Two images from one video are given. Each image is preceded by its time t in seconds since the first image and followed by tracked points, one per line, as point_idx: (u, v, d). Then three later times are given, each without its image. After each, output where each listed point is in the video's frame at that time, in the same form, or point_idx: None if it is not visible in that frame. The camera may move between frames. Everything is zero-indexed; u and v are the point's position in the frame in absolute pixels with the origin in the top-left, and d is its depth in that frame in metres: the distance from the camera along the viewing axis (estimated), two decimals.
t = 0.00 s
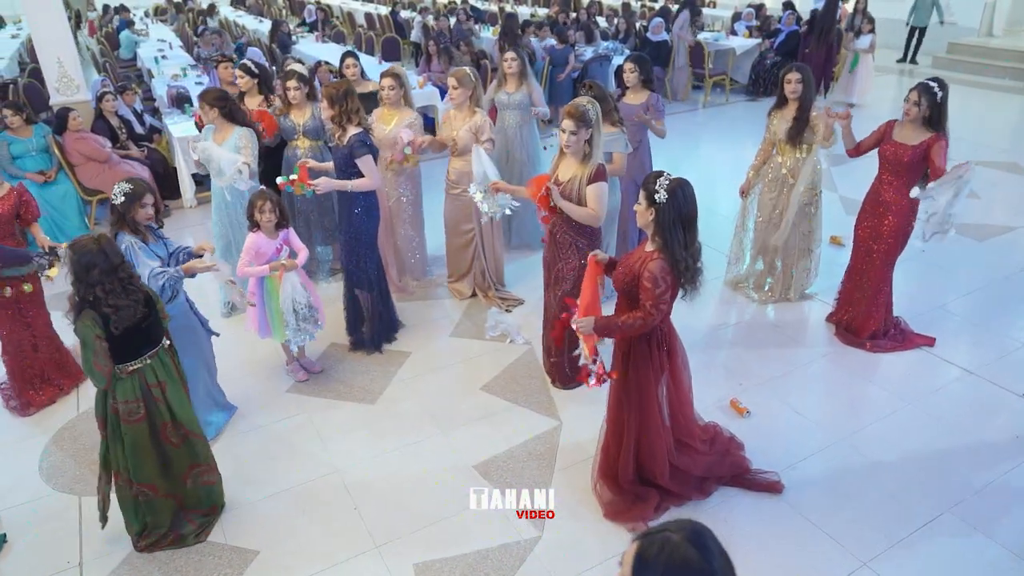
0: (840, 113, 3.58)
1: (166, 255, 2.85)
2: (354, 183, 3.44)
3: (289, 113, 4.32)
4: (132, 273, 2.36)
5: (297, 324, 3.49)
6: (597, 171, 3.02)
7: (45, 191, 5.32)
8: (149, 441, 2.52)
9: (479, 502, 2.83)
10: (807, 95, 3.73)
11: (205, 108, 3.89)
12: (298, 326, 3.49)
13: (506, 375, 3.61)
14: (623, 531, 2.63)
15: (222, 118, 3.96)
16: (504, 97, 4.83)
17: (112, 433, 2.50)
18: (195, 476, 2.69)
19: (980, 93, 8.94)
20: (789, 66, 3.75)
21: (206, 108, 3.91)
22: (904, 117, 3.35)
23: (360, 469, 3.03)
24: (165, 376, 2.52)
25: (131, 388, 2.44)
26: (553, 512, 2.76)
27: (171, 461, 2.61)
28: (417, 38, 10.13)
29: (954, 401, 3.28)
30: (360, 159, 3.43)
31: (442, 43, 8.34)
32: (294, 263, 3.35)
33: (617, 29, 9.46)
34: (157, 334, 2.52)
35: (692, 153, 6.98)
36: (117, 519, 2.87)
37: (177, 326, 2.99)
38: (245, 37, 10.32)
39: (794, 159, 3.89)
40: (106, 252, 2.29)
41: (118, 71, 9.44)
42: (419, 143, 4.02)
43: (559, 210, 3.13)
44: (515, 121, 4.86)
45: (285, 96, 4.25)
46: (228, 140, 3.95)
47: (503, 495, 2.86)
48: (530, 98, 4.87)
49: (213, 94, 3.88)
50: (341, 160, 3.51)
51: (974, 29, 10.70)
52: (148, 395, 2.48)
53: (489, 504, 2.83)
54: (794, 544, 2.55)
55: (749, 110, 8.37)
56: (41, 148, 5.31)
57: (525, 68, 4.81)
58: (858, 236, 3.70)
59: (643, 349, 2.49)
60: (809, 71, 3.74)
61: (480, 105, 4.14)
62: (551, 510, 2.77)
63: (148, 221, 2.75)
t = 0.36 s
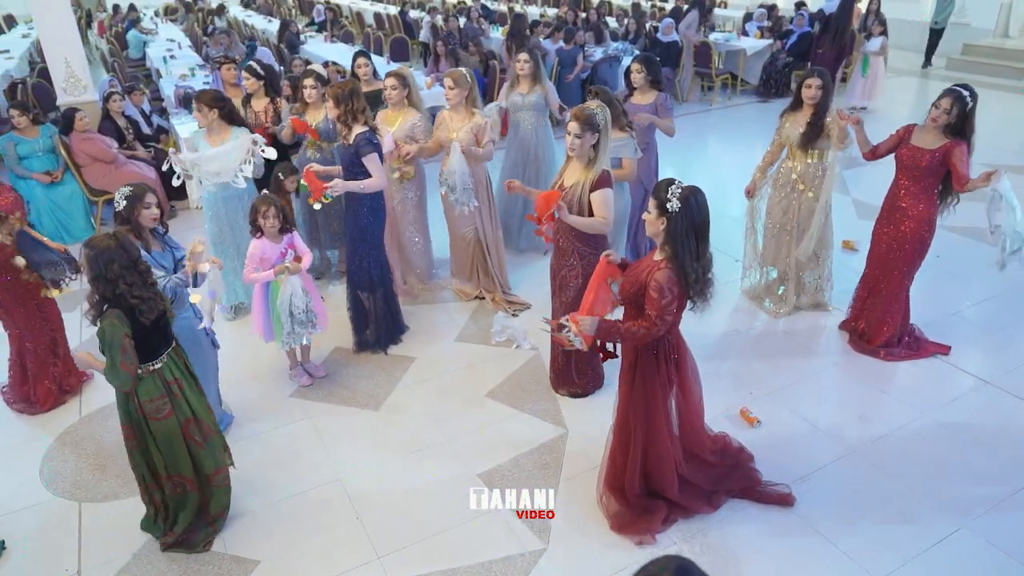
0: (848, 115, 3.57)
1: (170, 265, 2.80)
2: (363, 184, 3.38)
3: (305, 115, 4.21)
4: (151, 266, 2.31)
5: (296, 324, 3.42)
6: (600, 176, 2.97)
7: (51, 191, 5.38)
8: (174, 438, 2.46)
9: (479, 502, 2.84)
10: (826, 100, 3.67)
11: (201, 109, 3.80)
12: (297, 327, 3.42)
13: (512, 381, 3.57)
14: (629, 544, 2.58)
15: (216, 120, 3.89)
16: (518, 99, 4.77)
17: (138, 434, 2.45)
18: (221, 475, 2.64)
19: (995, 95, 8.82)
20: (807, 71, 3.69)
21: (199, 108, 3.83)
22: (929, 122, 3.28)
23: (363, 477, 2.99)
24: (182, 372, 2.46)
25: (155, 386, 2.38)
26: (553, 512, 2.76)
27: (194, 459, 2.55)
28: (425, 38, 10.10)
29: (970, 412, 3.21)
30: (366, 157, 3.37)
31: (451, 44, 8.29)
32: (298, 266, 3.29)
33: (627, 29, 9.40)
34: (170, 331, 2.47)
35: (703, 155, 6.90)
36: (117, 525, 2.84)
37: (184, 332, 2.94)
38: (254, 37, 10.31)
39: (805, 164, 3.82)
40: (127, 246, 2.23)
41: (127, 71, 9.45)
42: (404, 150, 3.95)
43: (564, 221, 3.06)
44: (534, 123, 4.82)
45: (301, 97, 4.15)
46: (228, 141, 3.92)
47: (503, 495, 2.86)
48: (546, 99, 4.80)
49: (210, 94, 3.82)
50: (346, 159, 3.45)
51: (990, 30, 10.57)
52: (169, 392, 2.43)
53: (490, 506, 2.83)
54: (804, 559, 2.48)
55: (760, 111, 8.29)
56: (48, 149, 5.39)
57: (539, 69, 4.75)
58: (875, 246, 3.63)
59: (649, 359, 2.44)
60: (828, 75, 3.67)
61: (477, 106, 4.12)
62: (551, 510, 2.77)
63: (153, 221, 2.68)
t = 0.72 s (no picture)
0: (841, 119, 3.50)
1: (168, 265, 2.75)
2: (368, 190, 3.33)
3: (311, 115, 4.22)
4: (138, 279, 2.24)
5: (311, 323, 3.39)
6: (612, 191, 2.87)
7: (58, 192, 5.37)
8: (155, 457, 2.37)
9: (479, 501, 2.84)
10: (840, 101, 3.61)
11: (201, 112, 3.76)
12: (313, 327, 3.38)
13: (519, 390, 3.49)
14: (638, 561, 2.50)
15: (212, 125, 3.84)
16: (532, 102, 4.71)
17: (116, 452, 2.35)
18: (215, 486, 2.59)
19: (1015, 97, 8.66)
20: (822, 70, 3.59)
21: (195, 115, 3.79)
22: (948, 118, 3.17)
23: (367, 488, 2.93)
24: (167, 390, 2.38)
25: (133, 402, 2.29)
26: (553, 512, 2.77)
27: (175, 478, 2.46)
28: (436, 38, 10.05)
29: (991, 426, 3.11)
30: (377, 165, 3.31)
31: (461, 44, 8.22)
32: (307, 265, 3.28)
33: (639, 30, 9.30)
34: (155, 345, 2.39)
35: (715, 157, 6.80)
36: (116, 534, 2.79)
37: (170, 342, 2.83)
38: (264, 36, 10.29)
39: (820, 167, 3.73)
40: (112, 257, 2.17)
41: (138, 71, 9.46)
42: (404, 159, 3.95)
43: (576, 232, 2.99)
44: (545, 126, 4.77)
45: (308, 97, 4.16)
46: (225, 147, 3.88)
47: (503, 495, 2.86)
48: (559, 103, 4.72)
49: (201, 101, 3.75)
50: (355, 163, 3.38)
51: (1009, 31, 10.40)
52: (150, 408, 2.34)
53: (489, 503, 2.83)
54: None
55: (774, 113, 8.17)
56: (56, 149, 5.36)
57: (554, 71, 4.64)
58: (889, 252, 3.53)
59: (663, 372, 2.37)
60: (844, 76, 3.59)
61: (483, 107, 4.04)
62: (551, 509, 2.78)
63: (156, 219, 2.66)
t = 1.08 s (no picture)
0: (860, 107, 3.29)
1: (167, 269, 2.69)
2: (369, 199, 3.25)
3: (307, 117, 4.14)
4: (102, 300, 2.17)
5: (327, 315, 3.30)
6: (629, 201, 2.79)
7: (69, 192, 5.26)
8: (107, 480, 2.31)
9: (479, 501, 2.83)
10: (853, 98, 3.51)
11: (207, 112, 3.70)
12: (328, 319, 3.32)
13: (527, 399, 3.42)
14: None
15: (217, 126, 3.78)
16: (539, 102, 4.64)
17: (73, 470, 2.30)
18: (171, 520, 2.48)
19: None
20: (835, 67, 3.50)
21: (200, 116, 3.72)
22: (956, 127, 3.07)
23: (369, 500, 2.86)
24: (134, 413, 2.31)
25: (92, 422, 2.24)
26: (553, 512, 2.75)
27: (134, 503, 2.40)
28: (448, 38, 9.99)
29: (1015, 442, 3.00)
30: (378, 171, 3.24)
31: (473, 45, 8.15)
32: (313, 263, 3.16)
33: (654, 31, 9.20)
34: (128, 366, 2.32)
35: (729, 160, 6.69)
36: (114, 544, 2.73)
37: (168, 345, 2.79)
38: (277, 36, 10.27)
39: (836, 173, 3.63)
40: (75, 274, 2.11)
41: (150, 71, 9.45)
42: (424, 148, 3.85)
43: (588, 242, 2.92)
44: (549, 126, 4.69)
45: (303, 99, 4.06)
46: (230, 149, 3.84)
47: (503, 495, 2.85)
48: (565, 106, 4.64)
49: (205, 102, 3.69)
50: (359, 169, 3.32)
51: None
52: (111, 430, 2.28)
53: (489, 504, 2.82)
54: None
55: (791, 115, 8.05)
56: (65, 150, 5.26)
57: (563, 72, 4.58)
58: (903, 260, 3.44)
59: (677, 387, 2.28)
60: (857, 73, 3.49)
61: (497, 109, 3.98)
62: (551, 510, 2.77)
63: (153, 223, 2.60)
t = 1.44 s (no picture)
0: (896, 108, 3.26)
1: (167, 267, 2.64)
2: (373, 206, 3.20)
3: (307, 118, 4.09)
4: (94, 310, 2.08)
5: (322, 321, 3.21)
6: (647, 203, 2.70)
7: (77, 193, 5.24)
8: (108, 492, 2.25)
9: (479, 501, 2.83)
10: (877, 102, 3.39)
11: (223, 114, 3.64)
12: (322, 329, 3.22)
13: (536, 410, 3.34)
14: None
15: (234, 127, 3.72)
16: (549, 104, 4.57)
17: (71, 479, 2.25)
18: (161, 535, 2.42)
19: None
20: (853, 71, 3.39)
21: (216, 116, 3.66)
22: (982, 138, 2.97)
23: (372, 514, 2.79)
24: (136, 422, 2.26)
25: (94, 432, 2.19)
26: (553, 513, 2.75)
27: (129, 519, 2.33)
28: (461, 39, 9.92)
29: None
30: (380, 176, 3.18)
31: (485, 45, 8.07)
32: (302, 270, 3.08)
33: (669, 32, 9.09)
34: (125, 376, 2.26)
35: (745, 164, 6.57)
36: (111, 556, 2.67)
37: (168, 354, 2.73)
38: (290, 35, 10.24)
39: (859, 183, 3.52)
40: (65, 284, 2.02)
41: (164, 70, 9.46)
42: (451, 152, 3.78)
43: (601, 242, 2.83)
44: (561, 131, 4.61)
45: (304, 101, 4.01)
46: (245, 149, 3.76)
47: (503, 495, 2.85)
48: (576, 107, 4.56)
49: (222, 102, 3.62)
50: (359, 176, 3.28)
51: None
52: (113, 440, 2.23)
53: (489, 504, 2.82)
54: None
55: (808, 118, 7.92)
56: (74, 150, 5.24)
57: (574, 74, 4.51)
58: (925, 273, 3.33)
59: (681, 406, 2.20)
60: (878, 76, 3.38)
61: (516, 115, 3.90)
62: (551, 510, 2.77)
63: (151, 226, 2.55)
